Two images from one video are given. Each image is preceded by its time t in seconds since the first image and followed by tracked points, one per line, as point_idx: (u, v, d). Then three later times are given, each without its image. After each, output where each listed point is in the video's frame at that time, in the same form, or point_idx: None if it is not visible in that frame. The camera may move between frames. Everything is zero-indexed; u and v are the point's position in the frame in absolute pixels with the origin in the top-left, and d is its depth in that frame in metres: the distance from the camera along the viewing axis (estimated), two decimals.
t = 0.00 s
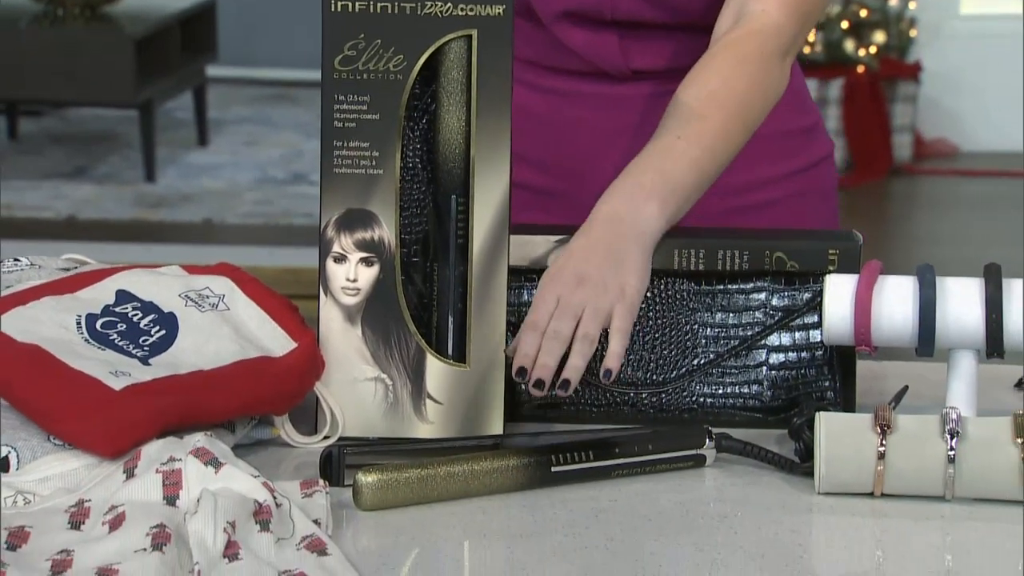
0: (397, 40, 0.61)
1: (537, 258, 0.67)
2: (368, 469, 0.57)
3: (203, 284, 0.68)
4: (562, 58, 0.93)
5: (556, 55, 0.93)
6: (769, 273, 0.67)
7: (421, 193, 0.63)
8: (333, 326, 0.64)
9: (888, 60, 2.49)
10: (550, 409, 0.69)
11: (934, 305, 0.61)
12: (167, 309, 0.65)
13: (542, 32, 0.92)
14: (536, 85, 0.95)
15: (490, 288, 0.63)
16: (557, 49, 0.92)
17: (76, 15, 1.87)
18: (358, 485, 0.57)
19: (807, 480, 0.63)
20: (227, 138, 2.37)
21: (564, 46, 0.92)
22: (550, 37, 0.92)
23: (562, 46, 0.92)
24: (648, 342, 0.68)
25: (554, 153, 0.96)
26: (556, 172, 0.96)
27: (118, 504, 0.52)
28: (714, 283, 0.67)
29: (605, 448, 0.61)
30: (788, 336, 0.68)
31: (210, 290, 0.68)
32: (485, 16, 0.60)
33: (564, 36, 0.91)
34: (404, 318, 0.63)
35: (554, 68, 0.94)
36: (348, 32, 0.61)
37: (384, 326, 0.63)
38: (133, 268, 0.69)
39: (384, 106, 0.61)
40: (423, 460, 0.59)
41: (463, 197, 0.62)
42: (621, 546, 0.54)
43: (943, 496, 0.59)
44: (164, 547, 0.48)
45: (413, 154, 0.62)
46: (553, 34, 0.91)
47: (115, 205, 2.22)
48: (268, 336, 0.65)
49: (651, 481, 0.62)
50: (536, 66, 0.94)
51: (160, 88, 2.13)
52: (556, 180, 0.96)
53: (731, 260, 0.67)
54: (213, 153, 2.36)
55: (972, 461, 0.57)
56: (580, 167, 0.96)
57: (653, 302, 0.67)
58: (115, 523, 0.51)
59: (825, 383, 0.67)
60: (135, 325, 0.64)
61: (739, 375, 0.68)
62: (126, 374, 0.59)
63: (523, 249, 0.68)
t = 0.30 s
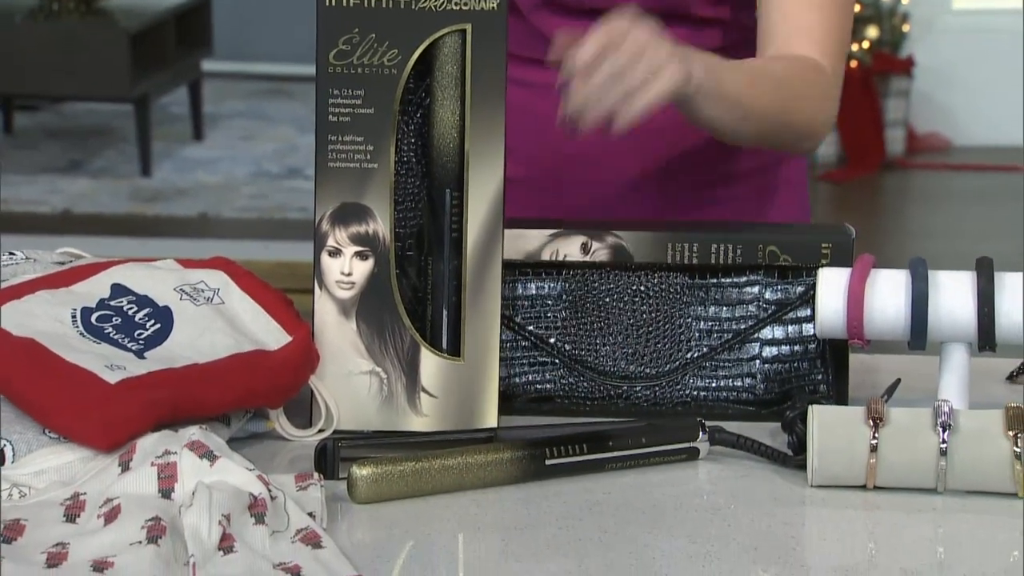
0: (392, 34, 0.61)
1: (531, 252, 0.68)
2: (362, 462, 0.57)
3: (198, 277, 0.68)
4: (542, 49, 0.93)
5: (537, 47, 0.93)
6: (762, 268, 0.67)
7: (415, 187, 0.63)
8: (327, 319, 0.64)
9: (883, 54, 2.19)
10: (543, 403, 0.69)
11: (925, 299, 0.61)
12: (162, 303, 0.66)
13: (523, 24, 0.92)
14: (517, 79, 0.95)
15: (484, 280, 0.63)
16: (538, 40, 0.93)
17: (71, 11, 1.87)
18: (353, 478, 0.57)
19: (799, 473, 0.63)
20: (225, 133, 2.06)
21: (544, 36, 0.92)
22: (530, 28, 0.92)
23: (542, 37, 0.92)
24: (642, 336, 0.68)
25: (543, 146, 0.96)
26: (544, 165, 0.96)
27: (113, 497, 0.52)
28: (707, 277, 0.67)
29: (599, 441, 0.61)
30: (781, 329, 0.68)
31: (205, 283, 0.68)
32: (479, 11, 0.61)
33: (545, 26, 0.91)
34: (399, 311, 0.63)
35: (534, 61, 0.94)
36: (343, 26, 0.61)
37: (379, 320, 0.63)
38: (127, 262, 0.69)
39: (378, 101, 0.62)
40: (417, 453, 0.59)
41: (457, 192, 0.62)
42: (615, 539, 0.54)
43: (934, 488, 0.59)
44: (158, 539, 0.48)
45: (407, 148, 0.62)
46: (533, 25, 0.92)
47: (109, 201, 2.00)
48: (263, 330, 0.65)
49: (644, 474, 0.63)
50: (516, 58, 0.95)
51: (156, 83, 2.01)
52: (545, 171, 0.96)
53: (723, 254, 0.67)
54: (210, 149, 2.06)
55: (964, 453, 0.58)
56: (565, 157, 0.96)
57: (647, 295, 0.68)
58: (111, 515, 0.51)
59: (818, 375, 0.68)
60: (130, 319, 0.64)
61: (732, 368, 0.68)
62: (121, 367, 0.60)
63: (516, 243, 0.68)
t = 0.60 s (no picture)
0: (388, 28, 0.61)
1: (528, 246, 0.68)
2: (359, 456, 0.57)
3: (194, 272, 0.69)
4: (514, 37, 0.92)
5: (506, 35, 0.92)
6: (758, 261, 0.67)
7: (411, 181, 0.63)
8: (323, 314, 0.64)
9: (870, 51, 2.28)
10: (539, 397, 0.70)
11: (921, 294, 0.61)
12: (159, 297, 0.66)
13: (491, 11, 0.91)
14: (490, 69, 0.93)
15: (480, 275, 0.63)
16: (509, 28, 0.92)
17: (69, 6, 1.79)
18: (349, 471, 0.57)
19: (795, 466, 0.63)
20: (222, 128, 2.18)
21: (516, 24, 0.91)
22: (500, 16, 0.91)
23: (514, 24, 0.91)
24: (638, 329, 0.68)
25: (534, 132, 0.96)
26: (531, 152, 0.96)
27: (110, 490, 0.53)
28: (703, 272, 0.68)
29: (594, 436, 0.62)
30: (776, 323, 0.68)
31: (201, 278, 0.68)
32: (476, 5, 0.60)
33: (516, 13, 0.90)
34: (395, 305, 0.63)
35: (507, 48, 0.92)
36: (339, 21, 0.61)
37: (376, 314, 0.63)
38: (124, 256, 0.70)
39: (374, 95, 0.62)
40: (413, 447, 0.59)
41: (453, 186, 0.62)
42: (611, 532, 0.55)
43: (930, 481, 0.59)
44: (155, 533, 0.48)
45: (403, 142, 0.63)
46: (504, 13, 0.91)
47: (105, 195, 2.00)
48: (260, 324, 0.66)
49: (640, 467, 0.63)
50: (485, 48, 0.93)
51: (152, 77, 2.00)
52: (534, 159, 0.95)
53: (720, 249, 0.67)
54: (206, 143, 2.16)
55: (959, 447, 0.58)
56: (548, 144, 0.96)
57: (643, 289, 0.68)
58: (108, 509, 0.51)
59: (813, 369, 0.68)
60: (127, 313, 0.65)
61: (728, 362, 0.69)
62: (117, 361, 0.60)
63: (512, 238, 0.68)
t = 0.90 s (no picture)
0: (386, 21, 0.61)
1: (526, 239, 0.68)
2: (357, 448, 0.57)
3: (192, 265, 0.69)
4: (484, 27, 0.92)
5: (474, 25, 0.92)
6: (756, 254, 0.68)
7: (410, 174, 0.63)
8: (321, 307, 0.64)
9: (873, 41, 2.32)
10: (537, 390, 0.69)
11: (919, 287, 0.61)
12: (157, 290, 0.66)
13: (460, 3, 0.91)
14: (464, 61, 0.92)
15: (478, 267, 0.63)
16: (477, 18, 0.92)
17: None
18: (347, 464, 0.57)
19: (792, 459, 0.63)
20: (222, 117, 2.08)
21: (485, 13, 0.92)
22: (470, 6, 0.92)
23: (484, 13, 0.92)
24: (635, 322, 0.68)
25: (524, 123, 0.96)
26: (517, 150, 0.95)
27: (108, 483, 0.53)
28: (701, 264, 0.68)
29: (593, 428, 0.62)
30: (774, 316, 0.68)
31: (200, 271, 0.68)
32: None
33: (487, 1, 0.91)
34: (393, 298, 0.63)
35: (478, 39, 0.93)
36: (337, 14, 0.61)
37: (374, 306, 0.63)
38: (122, 250, 0.70)
39: (372, 88, 0.62)
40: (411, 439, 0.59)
41: (451, 179, 0.62)
42: (609, 525, 0.55)
43: (927, 474, 0.59)
44: (154, 526, 0.48)
45: (401, 135, 0.62)
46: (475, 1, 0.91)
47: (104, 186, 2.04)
48: (259, 317, 0.66)
49: (638, 460, 0.63)
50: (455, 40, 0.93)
51: (150, 71, 1.99)
52: (520, 156, 0.96)
53: (718, 241, 0.67)
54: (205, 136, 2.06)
55: (956, 440, 0.58)
56: (529, 137, 0.96)
57: (641, 282, 0.68)
58: (106, 502, 0.51)
59: (811, 362, 0.68)
60: (125, 306, 0.65)
61: (726, 355, 0.69)
62: (115, 354, 0.60)
63: (511, 231, 0.68)
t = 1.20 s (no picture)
0: (384, 12, 0.61)
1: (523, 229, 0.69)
2: (355, 438, 0.58)
3: (190, 255, 0.69)
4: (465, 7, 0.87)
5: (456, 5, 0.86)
6: (753, 245, 0.68)
7: (407, 165, 0.63)
8: (319, 297, 0.64)
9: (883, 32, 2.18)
10: (534, 380, 0.69)
11: (915, 277, 0.61)
12: (154, 280, 0.66)
13: None
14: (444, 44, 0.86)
15: (475, 257, 0.63)
16: None
17: None
18: (345, 454, 0.57)
19: (789, 449, 0.63)
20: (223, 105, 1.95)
21: None
22: None
23: None
24: (632, 313, 0.69)
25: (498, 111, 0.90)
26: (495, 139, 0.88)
27: (106, 473, 0.53)
28: (698, 255, 0.68)
29: (590, 418, 0.62)
30: (771, 306, 0.68)
31: (197, 262, 0.68)
32: None
33: None
34: (390, 289, 0.63)
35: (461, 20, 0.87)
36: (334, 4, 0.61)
37: (370, 296, 0.63)
38: (119, 240, 0.70)
39: (370, 78, 0.62)
40: (409, 429, 0.59)
41: (448, 169, 0.62)
42: (606, 514, 0.55)
43: (924, 463, 0.60)
44: (151, 515, 0.49)
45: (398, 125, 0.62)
46: None
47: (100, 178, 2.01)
48: (255, 306, 0.66)
49: (635, 450, 0.63)
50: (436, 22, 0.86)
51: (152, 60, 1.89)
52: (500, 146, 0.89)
53: (714, 232, 0.68)
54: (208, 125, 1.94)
55: (952, 429, 0.58)
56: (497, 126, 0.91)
57: (638, 272, 0.68)
58: (103, 492, 0.51)
59: (808, 352, 0.68)
60: (122, 296, 0.65)
61: (722, 346, 0.69)
62: (113, 344, 0.60)
63: (508, 221, 0.69)
